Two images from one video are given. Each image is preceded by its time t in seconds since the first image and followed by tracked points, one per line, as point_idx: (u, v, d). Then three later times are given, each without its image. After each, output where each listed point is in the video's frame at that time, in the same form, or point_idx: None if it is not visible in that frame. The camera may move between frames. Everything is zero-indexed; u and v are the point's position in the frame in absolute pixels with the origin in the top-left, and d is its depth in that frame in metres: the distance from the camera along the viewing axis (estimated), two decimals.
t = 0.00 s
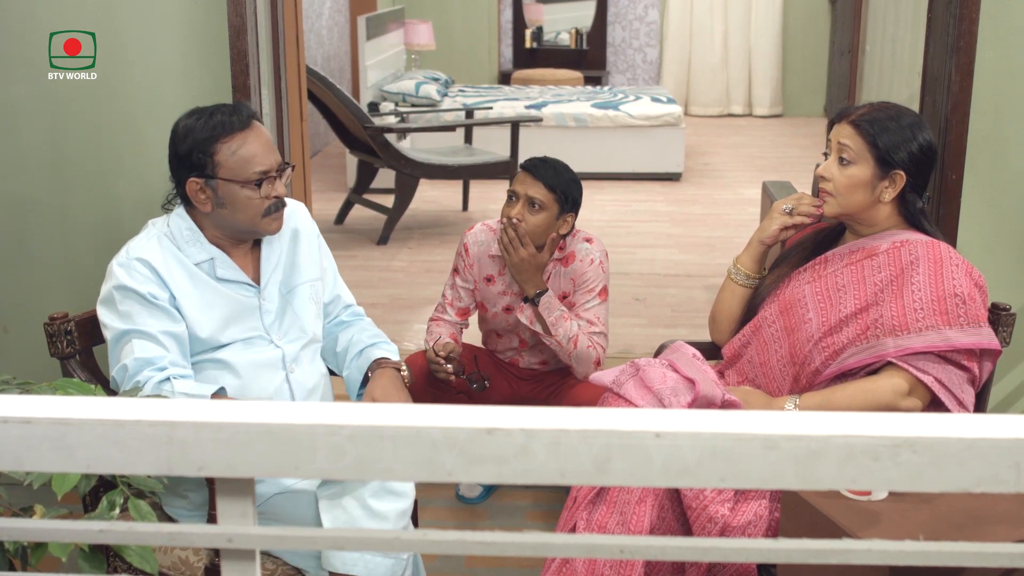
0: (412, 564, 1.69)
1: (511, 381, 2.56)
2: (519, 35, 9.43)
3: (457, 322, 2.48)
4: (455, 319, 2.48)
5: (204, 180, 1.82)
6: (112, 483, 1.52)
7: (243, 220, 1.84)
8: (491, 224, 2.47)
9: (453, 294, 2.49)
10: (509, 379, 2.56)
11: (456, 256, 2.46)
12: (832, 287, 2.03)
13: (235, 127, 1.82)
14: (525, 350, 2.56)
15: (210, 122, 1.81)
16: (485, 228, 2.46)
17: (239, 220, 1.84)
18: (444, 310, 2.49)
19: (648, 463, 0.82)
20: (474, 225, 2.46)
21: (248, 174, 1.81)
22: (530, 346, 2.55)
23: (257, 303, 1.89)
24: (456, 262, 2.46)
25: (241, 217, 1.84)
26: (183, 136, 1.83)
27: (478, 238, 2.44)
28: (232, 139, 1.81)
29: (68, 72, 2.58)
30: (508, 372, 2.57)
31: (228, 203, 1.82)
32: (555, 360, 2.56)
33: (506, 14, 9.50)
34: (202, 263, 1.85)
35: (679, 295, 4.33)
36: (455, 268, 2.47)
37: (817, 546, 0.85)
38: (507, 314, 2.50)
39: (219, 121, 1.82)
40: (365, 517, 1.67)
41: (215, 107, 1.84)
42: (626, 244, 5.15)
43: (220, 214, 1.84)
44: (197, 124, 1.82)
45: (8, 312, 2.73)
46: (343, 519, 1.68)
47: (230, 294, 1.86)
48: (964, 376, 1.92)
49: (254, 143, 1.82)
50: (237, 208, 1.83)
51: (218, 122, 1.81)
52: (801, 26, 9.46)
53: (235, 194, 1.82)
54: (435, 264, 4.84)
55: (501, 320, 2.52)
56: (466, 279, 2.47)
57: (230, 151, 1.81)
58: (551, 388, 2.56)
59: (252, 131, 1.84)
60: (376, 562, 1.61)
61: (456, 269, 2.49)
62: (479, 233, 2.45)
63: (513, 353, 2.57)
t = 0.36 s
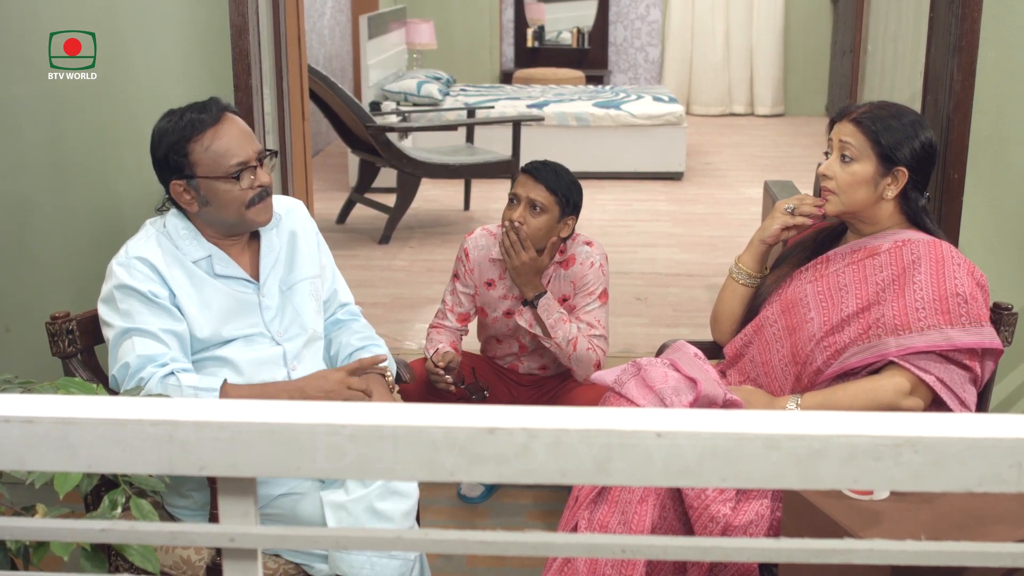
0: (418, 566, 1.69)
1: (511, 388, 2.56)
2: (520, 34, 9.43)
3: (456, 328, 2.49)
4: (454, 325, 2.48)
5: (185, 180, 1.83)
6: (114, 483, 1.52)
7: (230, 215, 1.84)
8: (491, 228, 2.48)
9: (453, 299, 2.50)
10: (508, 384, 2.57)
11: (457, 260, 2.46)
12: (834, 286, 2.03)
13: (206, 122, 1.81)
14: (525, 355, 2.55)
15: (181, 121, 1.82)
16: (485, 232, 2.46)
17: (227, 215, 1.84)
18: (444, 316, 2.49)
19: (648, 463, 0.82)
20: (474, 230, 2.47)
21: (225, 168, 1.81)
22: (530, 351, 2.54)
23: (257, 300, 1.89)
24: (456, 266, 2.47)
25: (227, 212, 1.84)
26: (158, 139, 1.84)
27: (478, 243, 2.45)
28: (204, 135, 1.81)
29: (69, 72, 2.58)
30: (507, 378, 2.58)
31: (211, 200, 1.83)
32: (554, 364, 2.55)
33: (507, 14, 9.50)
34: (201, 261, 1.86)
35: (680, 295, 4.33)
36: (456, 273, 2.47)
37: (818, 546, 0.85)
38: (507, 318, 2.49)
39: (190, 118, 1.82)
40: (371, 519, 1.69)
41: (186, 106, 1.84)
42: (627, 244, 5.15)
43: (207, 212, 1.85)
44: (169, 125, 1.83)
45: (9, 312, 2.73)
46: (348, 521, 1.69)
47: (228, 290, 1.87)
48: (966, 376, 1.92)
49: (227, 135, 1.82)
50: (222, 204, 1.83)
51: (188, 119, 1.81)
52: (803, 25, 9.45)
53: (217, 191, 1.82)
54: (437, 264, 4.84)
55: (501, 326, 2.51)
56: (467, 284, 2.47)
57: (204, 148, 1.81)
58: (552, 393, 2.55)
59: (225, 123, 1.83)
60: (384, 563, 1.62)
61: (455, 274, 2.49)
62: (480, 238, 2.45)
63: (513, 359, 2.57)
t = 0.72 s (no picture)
0: (419, 566, 1.69)
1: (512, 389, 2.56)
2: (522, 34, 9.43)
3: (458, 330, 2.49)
4: (455, 327, 2.49)
5: (178, 185, 1.84)
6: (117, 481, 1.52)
7: (221, 221, 1.84)
8: (493, 230, 2.48)
9: (455, 301, 2.50)
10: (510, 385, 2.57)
11: (459, 262, 2.46)
12: (835, 286, 2.03)
13: (199, 128, 1.80)
14: (527, 357, 2.55)
15: (175, 125, 1.81)
16: (487, 234, 2.46)
17: (218, 221, 1.85)
18: (446, 318, 2.49)
19: (649, 462, 0.82)
20: (477, 232, 2.47)
21: (214, 176, 1.81)
22: (531, 353, 2.54)
23: (257, 300, 1.89)
24: (458, 269, 2.46)
25: (218, 218, 1.84)
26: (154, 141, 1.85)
27: (480, 245, 2.44)
28: (196, 141, 1.80)
29: (69, 72, 2.56)
30: (509, 378, 2.58)
31: (203, 205, 1.83)
32: (556, 366, 2.55)
33: (509, 13, 9.49)
34: (199, 261, 1.86)
35: (682, 294, 4.33)
36: (458, 275, 2.47)
37: (819, 544, 0.85)
38: (509, 321, 2.49)
39: (183, 123, 1.81)
40: (375, 517, 1.69)
41: (183, 109, 1.84)
42: (629, 243, 5.15)
43: (200, 216, 1.85)
44: (164, 129, 1.83)
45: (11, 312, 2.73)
46: (351, 518, 1.68)
47: (225, 289, 1.86)
48: (968, 375, 1.92)
49: (219, 141, 1.81)
50: (212, 210, 1.83)
51: (181, 124, 1.81)
52: (805, 24, 9.44)
53: (207, 197, 1.82)
54: (438, 263, 4.83)
55: (503, 328, 2.51)
56: (468, 287, 2.47)
57: (195, 154, 1.81)
58: (551, 394, 2.54)
59: (220, 128, 1.82)
60: (386, 560, 1.62)
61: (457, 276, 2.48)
62: (482, 240, 2.45)
63: (514, 359, 2.57)
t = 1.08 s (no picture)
0: (421, 562, 1.69)
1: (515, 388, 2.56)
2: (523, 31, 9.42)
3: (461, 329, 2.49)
4: (459, 325, 2.48)
5: (184, 180, 1.82)
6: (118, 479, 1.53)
7: (226, 214, 1.84)
8: (496, 229, 2.48)
9: (458, 299, 2.49)
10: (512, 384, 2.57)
11: (463, 260, 2.46)
12: (836, 283, 2.03)
13: (207, 122, 1.80)
14: (530, 355, 2.55)
15: (182, 119, 1.81)
16: (491, 232, 2.46)
17: (224, 214, 1.84)
18: (450, 315, 2.49)
19: (650, 459, 0.82)
20: (481, 231, 2.47)
21: (222, 169, 1.80)
22: (535, 351, 2.54)
23: (260, 297, 1.90)
24: (462, 267, 2.46)
25: (223, 212, 1.83)
26: (160, 136, 1.84)
27: (484, 243, 2.44)
28: (203, 135, 1.80)
29: (69, 72, 2.57)
30: (512, 377, 2.58)
31: (209, 199, 1.82)
32: (558, 365, 2.55)
33: (510, 10, 9.49)
34: (204, 258, 1.85)
35: (682, 291, 4.33)
36: (461, 274, 2.47)
37: (822, 543, 0.84)
38: (512, 318, 2.49)
39: (191, 117, 1.80)
40: (378, 510, 1.70)
41: (189, 103, 1.83)
42: (629, 240, 5.14)
43: (205, 210, 1.84)
44: (171, 123, 1.82)
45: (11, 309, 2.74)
46: (354, 513, 1.69)
47: (231, 286, 1.87)
48: (969, 372, 1.91)
49: (227, 135, 1.81)
50: (220, 203, 1.82)
51: (189, 118, 1.80)
52: (806, 21, 9.43)
53: (215, 189, 1.81)
54: (438, 260, 4.84)
55: (506, 326, 2.51)
56: (472, 285, 2.47)
57: (203, 147, 1.80)
58: (553, 392, 2.54)
59: (227, 123, 1.82)
60: (389, 554, 1.63)
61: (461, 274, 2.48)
62: (486, 239, 2.45)
63: (517, 358, 2.57)
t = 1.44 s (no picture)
0: (421, 557, 1.69)
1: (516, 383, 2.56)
2: (522, 26, 9.41)
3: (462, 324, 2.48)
4: (460, 321, 2.48)
5: (191, 175, 1.81)
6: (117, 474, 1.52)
7: (225, 216, 1.83)
8: (497, 224, 2.47)
9: (459, 295, 2.49)
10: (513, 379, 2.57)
11: (464, 256, 2.46)
12: (836, 278, 2.03)
13: (226, 126, 1.77)
14: (531, 350, 2.54)
15: (200, 118, 1.78)
16: (492, 227, 2.45)
17: (222, 215, 1.83)
18: (450, 311, 2.49)
19: (649, 455, 0.82)
20: (481, 226, 2.46)
21: (232, 175, 1.78)
22: (535, 346, 2.54)
23: (259, 295, 1.90)
24: (463, 262, 2.46)
25: (223, 215, 1.83)
26: (175, 126, 1.81)
27: (486, 239, 2.44)
28: (219, 138, 1.77)
29: (69, 72, 2.58)
30: (512, 372, 2.57)
31: (211, 200, 1.81)
32: (558, 360, 2.55)
33: (509, 5, 9.48)
34: (204, 256, 1.85)
35: (682, 287, 4.33)
36: (462, 269, 2.47)
37: (821, 538, 0.84)
38: (514, 314, 2.49)
39: (210, 117, 1.78)
40: (378, 507, 1.69)
41: (211, 100, 1.80)
42: (629, 236, 5.14)
43: (205, 209, 1.83)
44: (189, 117, 1.79)
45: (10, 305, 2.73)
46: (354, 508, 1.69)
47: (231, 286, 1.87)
48: (968, 367, 1.91)
49: (243, 142, 1.78)
50: (220, 205, 1.81)
51: (207, 118, 1.77)
52: (805, 15, 9.42)
53: (219, 192, 1.80)
54: (438, 255, 4.83)
55: (507, 321, 2.51)
56: (473, 281, 2.47)
57: (216, 150, 1.77)
58: (554, 387, 2.54)
59: (245, 129, 1.79)
60: (390, 550, 1.62)
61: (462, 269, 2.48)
62: (487, 234, 2.45)
63: (517, 353, 2.56)
